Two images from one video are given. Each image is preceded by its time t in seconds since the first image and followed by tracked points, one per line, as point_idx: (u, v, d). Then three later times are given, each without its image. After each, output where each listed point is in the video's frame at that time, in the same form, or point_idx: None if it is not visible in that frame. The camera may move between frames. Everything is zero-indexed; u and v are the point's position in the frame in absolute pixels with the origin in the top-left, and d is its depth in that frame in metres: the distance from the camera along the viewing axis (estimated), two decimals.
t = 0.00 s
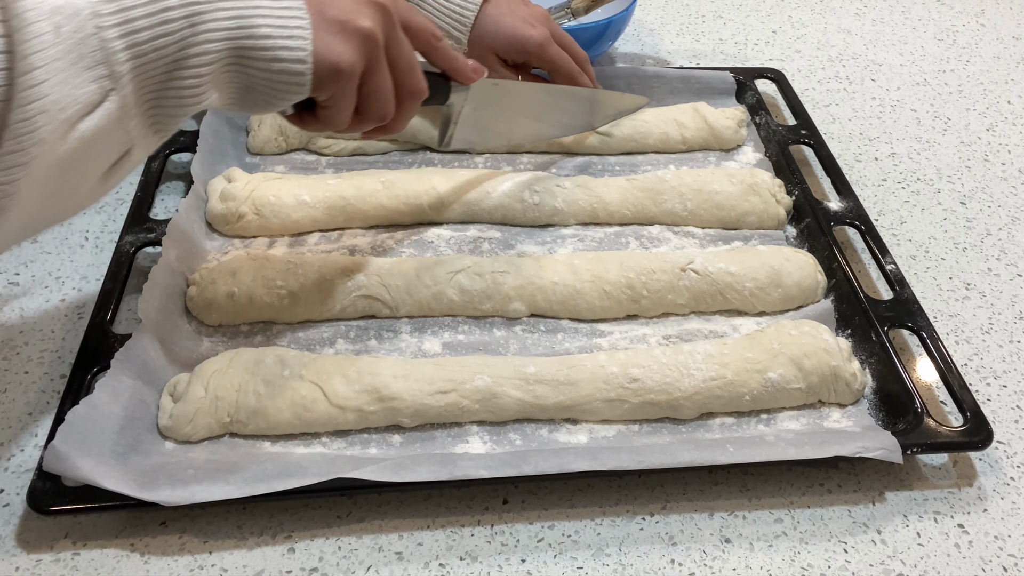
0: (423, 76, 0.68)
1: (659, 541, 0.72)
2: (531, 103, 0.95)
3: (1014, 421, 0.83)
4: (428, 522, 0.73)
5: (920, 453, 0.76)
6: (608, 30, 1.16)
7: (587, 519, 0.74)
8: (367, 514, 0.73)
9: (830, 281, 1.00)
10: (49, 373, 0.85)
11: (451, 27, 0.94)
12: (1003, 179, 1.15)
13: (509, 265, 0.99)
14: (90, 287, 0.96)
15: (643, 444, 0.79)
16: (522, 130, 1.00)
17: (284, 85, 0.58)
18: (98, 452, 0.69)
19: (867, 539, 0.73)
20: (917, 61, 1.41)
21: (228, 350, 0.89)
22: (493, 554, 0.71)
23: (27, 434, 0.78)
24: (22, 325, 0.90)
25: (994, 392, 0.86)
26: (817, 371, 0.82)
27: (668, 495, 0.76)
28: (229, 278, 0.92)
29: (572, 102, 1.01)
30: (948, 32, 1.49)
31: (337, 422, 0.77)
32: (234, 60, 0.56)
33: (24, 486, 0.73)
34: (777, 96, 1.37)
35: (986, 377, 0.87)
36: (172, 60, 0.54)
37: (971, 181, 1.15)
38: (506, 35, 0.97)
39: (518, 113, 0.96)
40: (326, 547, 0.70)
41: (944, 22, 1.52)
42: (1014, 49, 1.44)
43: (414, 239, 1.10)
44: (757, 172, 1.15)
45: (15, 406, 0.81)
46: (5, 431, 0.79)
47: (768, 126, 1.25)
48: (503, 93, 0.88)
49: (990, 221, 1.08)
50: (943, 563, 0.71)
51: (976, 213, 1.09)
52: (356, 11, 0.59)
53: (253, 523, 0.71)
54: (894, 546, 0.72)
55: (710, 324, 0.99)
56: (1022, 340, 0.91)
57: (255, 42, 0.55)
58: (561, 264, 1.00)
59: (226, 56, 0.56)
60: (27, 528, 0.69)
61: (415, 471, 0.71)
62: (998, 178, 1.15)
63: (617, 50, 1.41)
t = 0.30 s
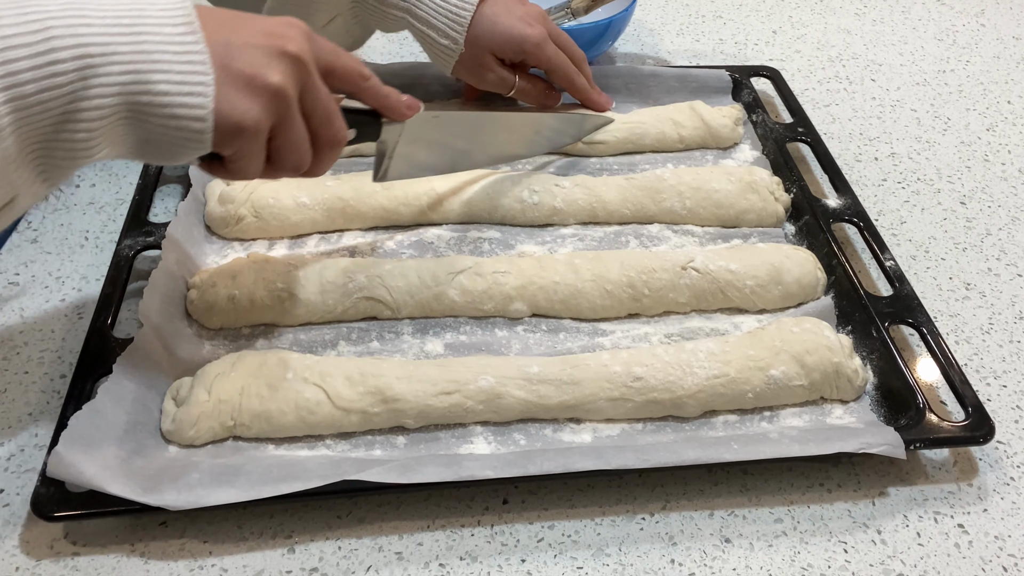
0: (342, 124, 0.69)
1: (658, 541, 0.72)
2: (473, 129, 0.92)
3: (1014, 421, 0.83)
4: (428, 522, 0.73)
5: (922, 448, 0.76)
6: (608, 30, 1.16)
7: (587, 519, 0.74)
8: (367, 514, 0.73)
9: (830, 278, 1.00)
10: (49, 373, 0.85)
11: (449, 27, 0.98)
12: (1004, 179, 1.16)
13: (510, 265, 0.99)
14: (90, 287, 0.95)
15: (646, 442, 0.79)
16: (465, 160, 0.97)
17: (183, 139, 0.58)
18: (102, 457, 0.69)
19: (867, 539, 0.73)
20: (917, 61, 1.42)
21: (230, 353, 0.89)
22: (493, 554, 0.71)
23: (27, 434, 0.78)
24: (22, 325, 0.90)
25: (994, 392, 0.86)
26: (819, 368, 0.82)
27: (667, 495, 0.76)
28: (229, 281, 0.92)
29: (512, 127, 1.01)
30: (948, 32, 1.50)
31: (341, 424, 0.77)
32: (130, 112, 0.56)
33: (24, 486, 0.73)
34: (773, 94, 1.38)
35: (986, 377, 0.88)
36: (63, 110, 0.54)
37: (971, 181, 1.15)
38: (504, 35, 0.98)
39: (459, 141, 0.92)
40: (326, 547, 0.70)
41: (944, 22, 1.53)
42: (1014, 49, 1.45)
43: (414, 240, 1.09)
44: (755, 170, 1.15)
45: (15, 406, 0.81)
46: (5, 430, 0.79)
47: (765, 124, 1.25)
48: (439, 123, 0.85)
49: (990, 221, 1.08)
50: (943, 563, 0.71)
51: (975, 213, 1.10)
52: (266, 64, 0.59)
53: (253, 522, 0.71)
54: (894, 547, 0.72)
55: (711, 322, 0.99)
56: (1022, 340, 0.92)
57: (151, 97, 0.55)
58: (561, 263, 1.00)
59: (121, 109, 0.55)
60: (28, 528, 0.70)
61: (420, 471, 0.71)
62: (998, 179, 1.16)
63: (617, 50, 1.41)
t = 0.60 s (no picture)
0: (282, 135, 0.70)
1: (657, 540, 0.73)
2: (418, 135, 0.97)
3: (1014, 421, 0.84)
4: (429, 522, 0.73)
5: (930, 432, 0.78)
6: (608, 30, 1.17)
7: (587, 519, 0.74)
8: (367, 515, 0.73)
9: (829, 267, 1.01)
10: (50, 373, 0.84)
11: (444, 24, 0.97)
12: (1004, 179, 1.18)
13: (513, 265, 0.99)
14: (90, 287, 0.95)
15: (659, 437, 0.79)
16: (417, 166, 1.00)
17: (109, 149, 0.57)
18: (116, 473, 0.68)
19: (867, 540, 0.73)
20: (917, 61, 1.44)
21: (237, 364, 0.88)
22: (493, 554, 0.71)
23: (27, 434, 0.78)
24: (22, 324, 0.89)
25: (995, 392, 0.87)
26: (826, 357, 0.83)
27: (667, 495, 0.76)
28: (232, 291, 0.91)
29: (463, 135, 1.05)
30: (948, 32, 1.52)
31: (354, 431, 0.77)
32: (56, 121, 0.56)
33: (24, 486, 0.74)
34: (759, 87, 1.39)
35: (986, 377, 0.88)
36: None
37: (971, 181, 1.17)
38: (500, 32, 0.98)
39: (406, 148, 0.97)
40: (326, 548, 0.70)
41: (944, 22, 1.55)
42: (1014, 49, 1.47)
43: (414, 244, 1.09)
44: (749, 163, 1.16)
45: (15, 406, 0.81)
46: (4, 430, 0.78)
47: (755, 117, 1.27)
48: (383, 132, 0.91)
49: (990, 221, 1.10)
50: (943, 563, 0.71)
51: (975, 213, 1.11)
52: (201, 76, 0.59)
53: (253, 523, 0.72)
54: (894, 546, 0.72)
55: (716, 315, 1.00)
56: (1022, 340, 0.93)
57: (77, 107, 0.54)
58: (564, 262, 1.01)
59: (45, 117, 0.55)
60: (27, 529, 0.70)
61: (440, 475, 0.72)
62: (998, 179, 1.18)
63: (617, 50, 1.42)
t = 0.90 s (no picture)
0: (334, 53, 0.60)
1: (657, 540, 0.73)
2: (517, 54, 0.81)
3: (1015, 421, 0.85)
4: (429, 523, 0.73)
5: (932, 420, 0.79)
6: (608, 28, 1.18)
7: (587, 519, 0.74)
8: (367, 515, 0.73)
9: (827, 259, 1.02)
10: (49, 373, 0.84)
11: None
12: (1004, 179, 1.19)
13: (516, 265, 1.00)
14: (89, 287, 0.94)
15: (671, 433, 0.81)
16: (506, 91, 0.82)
17: (113, 99, 0.53)
18: (131, 487, 0.68)
19: (867, 540, 0.73)
20: (918, 61, 1.46)
21: (242, 373, 0.87)
22: (493, 554, 0.71)
23: (27, 433, 0.77)
24: (22, 324, 0.89)
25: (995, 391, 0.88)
26: (830, 348, 0.85)
27: (667, 495, 0.76)
28: (235, 299, 0.90)
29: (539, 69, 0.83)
30: (948, 32, 1.55)
31: (368, 436, 0.78)
32: (48, 79, 0.53)
33: (25, 484, 0.73)
34: (748, 82, 1.40)
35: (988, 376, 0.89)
36: None
37: (972, 181, 1.19)
38: None
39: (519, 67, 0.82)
40: (327, 548, 0.71)
41: (944, 22, 1.58)
42: (1014, 49, 1.49)
43: (414, 247, 1.08)
44: (744, 158, 1.16)
45: (15, 406, 0.80)
46: (4, 430, 0.78)
47: (746, 113, 1.27)
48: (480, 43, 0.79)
49: (990, 221, 1.11)
50: (943, 563, 0.71)
51: (976, 213, 1.13)
52: None
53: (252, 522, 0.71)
54: (894, 547, 0.72)
55: (719, 310, 1.01)
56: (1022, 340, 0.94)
57: (64, 59, 0.51)
58: (566, 261, 1.01)
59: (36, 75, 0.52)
60: (28, 528, 0.70)
61: (456, 476, 0.73)
62: (998, 179, 1.19)
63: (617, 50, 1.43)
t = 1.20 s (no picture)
0: (454, 124, 0.62)
1: (657, 539, 0.73)
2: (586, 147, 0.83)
3: (1015, 421, 0.85)
4: (428, 523, 0.73)
5: (933, 420, 0.79)
6: (608, 28, 1.18)
7: (587, 519, 0.74)
8: (367, 515, 0.73)
9: (827, 259, 1.02)
10: (49, 373, 0.84)
11: None
12: (1003, 179, 1.19)
13: (517, 265, 1.00)
14: (89, 288, 0.94)
15: (671, 432, 0.81)
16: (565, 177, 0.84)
17: (283, 153, 0.53)
18: (131, 487, 0.68)
19: (867, 540, 0.73)
20: (918, 61, 1.46)
21: (241, 373, 0.87)
22: (493, 554, 0.71)
23: (27, 433, 0.77)
24: (22, 325, 0.89)
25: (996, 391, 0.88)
26: (830, 348, 0.85)
27: (667, 495, 0.76)
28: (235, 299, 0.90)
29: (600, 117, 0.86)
30: (948, 32, 1.55)
31: (368, 436, 0.78)
32: (227, 133, 0.52)
33: (25, 485, 0.73)
34: (748, 82, 1.40)
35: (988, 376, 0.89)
36: (150, 131, 0.49)
37: (971, 181, 1.19)
38: None
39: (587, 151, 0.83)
40: (326, 548, 0.71)
41: (944, 22, 1.57)
42: (1014, 49, 1.49)
43: (414, 247, 1.08)
44: (744, 157, 1.16)
45: (15, 406, 0.80)
46: (4, 430, 0.78)
47: (745, 113, 1.27)
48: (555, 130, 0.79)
49: (990, 221, 1.11)
50: (943, 563, 0.71)
51: (975, 213, 1.13)
52: (370, 62, 0.54)
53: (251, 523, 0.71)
54: (894, 547, 0.72)
55: (719, 310, 1.01)
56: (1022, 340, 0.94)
57: (249, 110, 0.50)
58: (567, 260, 1.01)
59: (220, 128, 0.51)
60: (28, 528, 0.70)
61: (456, 477, 0.73)
62: (998, 179, 1.19)
63: (618, 51, 1.43)
